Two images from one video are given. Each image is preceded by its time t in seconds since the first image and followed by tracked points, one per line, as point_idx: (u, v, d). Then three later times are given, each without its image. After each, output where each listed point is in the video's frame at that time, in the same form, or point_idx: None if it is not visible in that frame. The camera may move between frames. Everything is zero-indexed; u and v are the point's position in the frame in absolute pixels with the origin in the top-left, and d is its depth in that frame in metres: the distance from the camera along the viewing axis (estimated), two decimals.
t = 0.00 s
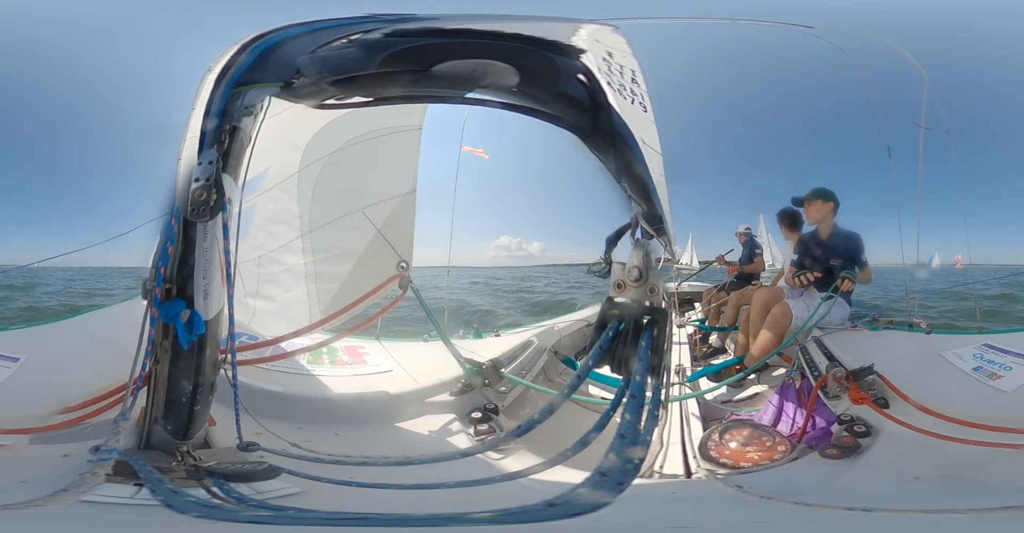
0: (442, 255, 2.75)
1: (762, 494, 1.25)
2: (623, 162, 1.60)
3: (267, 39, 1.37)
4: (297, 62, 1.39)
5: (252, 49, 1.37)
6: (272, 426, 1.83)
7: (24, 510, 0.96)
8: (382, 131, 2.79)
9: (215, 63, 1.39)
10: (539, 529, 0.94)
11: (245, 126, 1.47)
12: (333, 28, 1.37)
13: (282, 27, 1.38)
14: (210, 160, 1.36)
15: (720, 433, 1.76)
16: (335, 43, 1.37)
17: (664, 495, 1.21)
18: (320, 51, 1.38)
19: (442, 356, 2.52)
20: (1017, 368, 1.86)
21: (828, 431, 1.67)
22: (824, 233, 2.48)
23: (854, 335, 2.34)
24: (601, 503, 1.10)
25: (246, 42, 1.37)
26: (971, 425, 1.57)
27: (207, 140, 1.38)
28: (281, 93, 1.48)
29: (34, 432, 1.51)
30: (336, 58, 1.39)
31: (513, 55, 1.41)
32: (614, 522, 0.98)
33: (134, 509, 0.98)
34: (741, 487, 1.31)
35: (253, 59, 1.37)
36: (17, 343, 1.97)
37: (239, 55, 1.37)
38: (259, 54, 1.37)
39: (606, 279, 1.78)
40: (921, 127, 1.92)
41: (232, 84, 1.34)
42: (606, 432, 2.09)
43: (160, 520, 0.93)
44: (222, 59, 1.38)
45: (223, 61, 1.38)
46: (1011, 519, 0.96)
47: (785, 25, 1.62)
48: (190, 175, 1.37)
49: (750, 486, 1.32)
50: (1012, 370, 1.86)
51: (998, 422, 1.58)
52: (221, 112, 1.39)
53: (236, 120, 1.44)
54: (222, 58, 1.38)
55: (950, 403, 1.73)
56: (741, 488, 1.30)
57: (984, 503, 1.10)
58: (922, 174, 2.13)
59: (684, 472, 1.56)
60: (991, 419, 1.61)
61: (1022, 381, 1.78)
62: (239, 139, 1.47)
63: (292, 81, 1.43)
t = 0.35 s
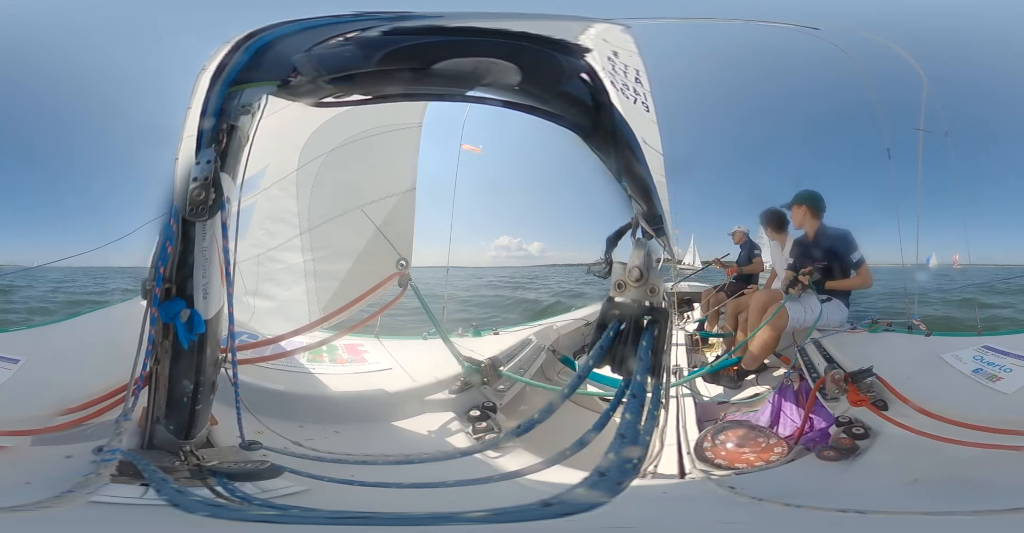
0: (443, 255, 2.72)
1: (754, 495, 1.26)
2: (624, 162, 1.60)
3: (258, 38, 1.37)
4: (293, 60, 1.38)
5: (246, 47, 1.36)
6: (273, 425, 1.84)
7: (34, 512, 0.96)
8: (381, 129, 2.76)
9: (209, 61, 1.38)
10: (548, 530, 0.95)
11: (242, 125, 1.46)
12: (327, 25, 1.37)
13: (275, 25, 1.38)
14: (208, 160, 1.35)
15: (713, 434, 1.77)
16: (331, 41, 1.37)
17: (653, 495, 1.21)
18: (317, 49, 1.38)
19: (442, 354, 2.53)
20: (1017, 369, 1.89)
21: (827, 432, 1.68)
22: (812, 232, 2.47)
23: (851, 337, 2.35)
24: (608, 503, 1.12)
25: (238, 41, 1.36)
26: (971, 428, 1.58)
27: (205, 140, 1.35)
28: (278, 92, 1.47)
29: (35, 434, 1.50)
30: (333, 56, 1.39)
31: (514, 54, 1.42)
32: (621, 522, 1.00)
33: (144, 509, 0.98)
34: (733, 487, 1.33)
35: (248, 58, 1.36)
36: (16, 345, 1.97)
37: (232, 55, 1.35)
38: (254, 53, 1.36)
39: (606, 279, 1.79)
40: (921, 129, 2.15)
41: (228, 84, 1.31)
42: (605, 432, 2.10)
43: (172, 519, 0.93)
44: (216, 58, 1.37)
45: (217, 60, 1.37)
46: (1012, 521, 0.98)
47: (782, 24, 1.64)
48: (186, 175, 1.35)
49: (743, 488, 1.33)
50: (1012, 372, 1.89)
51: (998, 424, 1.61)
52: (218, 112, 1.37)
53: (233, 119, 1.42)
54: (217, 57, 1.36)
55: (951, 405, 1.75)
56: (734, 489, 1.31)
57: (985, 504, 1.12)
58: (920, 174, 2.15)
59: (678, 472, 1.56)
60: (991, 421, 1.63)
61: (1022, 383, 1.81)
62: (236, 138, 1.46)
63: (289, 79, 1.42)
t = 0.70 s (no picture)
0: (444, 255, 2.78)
1: (754, 497, 1.26)
2: (625, 163, 1.61)
3: (263, 35, 1.36)
4: (297, 58, 1.38)
5: (249, 46, 1.36)
6: (273, 422, 1.84)
7: (43, 511, 0.96)
8: (381, 128, 2.76)
9: (210, 60, 1.40)
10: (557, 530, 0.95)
11: (244, 123, 1.43)
12: (332, 24, 1.34)
13: (280, 22, 1.36)
14: (210, 158, 1.36)
15: (715, 436, 1.76)
16: (337, 40, 1.36)
17: (650, 496, 1.21)
18: (322, 48, 1.37)
19: (443, 354, 2.53)
20: (1020, 369, 1.90)
21: (829, 435, 1.67)
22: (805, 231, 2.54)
23: (850, 338, 2.34)
24: (615, 503, 1.12)
25: (241, 39, 1.36)
26: (974, 428, 1.59)
27: (206, 138, 1.37)
28: (281, 90, 1.46)
29: (38, 434, 1.50)
30: (337, 55, 1.39)
31: (518, 55, 1.42)
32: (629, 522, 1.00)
33: (151, 507, 0.98)
34: (734, 489, 1.33)
35: (251, 56, 1.37)
36: (17, 345, 1.96)
37: (235, 53, 1.37)
38: (257, 51, 1.37)
39: (607, 280, 1.75)
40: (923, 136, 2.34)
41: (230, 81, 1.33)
42: (606, 432, 2.10)
43: (180, 518, 0.93)
44: (217, 57, 1.39)
45: (220, 58, 1.39)
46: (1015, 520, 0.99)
47: (786, 26, 1.65)
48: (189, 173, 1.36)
49: (743, 488, 1.33)
50: (1015, 372, 1.90)
51: (1002, 424, 1.61)
52: (220, 110, 1.38)
53: (236, 118, 1.41)
54: (218, 56, 1.38)
55: (955, 406, 1.75)
56: (734, 491, 1.31)
57: (990, 505, 1.13)
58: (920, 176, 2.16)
59: (678, 473, 1.57)
60: (995, 421, 1.63)
61: None
62: (239, 137, 1.43)
63: (293, 77, 1.42)
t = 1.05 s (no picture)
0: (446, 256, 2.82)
1: (757, 497, 1.25)
2: (629, 163, 1.60)
3: (263, 35, 1.34)
4: (298, 58, 1.38)
5: (249, 46, 1.34)
6: (277, 422, 1.84)
7: (49, 511, 0.96)
8: (385, 127, 2.75)
9: (212, 60, 1.38)
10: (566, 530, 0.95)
11: (247, 123, 1.43)
12: (339, 23, 1.32)
13: (281, 22, 1.35)
14: (213, 158, 1.35)
15: (716, 437, 1.76)
16: (338, 40, 1.36)
17: (652, 496, 1.21)
18: (323, 48, 1.37)
19: (446, 353, 2.54)
20: None
21: (833, 435, 1.70)
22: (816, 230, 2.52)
23: (854, 339, 2.32)
24: (629, 503, 1.12)
25: (242, 39, 1.34)
26: (980, 428, 1.59)
27: (208, 138, 1.36)
28: (284, 89, 1.46)
29: (43, 434, 1.50)
30: (339, 54, 1.38)
31: (521, 54, 1.41)
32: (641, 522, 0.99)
33: (157, 507, 0.98)
34: (735, 489, 1.32)
35: (252, 56, 1.35)
36: (21, 344, 1.96)
37: (236, 53, 1.35)
38: (258, 51, 1.35)
39: (611, 281, 1.75)
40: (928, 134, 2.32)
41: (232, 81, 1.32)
42: (609, 432, 2.11)
43: (187, 519, 0.93)
44: (218, 56, 1.37)
45: (222, 57, 1.36)
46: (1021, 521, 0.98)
47: (796, 27, 1.61)
48: (191, 173, 1.36)
49: (745, 489, 1.33)
50: (1019, 373, 1.90)
51: (1004, 424, 1.61)
52: (223, 109, 1.37)
53: (238, 117, 1.41)
54: (219, 55, 1.36)
55: (957, 406, 1.76)
56: (736, 492, 1.31)
57: (998, 505, 1.12)
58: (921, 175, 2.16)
59: (680, 472, 1.57)
60: (996, 421, 1.63)
61: None
62: (241, 136, 1.44)
63: (295, 76, 1.42)
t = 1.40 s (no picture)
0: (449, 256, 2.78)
1: (759, 495, 1.25)
2: (631, 162, 1.61)
3: (264, 37, 1.34)
4: (299, 60, 1.38)
5: (252, 48, 1.35)
6: (280, 424, 1.84)
7: (43, 511, 0.97)
8: (388, 128, 2.76)
9: (216, 62, 1.39)
10: (560, 529, 0.95)
11: (249, 125, 1.43)
12: (329, 25, 1.33)
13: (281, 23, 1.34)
14: (215, 160, 1.35)
15: (719, 434, 1.75)
16: (337, 42, 1.36)
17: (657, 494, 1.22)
18: (323, 49, 1.37)
19: (450, 353, 2.54)
20: None
21: (834, 434, 1.69)
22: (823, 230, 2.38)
23: (859, 340, 2.34)
24: (623, 502, 1.12)
25: (245, 41, 1.34)
26: (976, 428, 1.59)
27: (212, 141, 1.36)
28: (284, 92, 1.46)
29: (42, 435, 1.51)
30: (339, 56, 1.39)
31: (519, 53, 1.41)
32: (637, 521, 0.99)
33: (153, 509, 0.99)
34: (738, 487, 1.32)
35: (254, 59, 1.35)
36: (22, 345, 1.98)
37: (239, 55, 1.35)
38: (260, 53, 1.35)
39: (613, 280, 1.76)
40: (933, 133, 2.11)
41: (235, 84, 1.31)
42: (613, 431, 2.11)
43: (182, 520, 0.94)
44: (223, 58, 1.38)
45: (225, 59, 1.37)
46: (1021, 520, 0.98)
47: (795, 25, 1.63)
48: (194, 175, 1.36)
49: (747, 488, 1.32)
50: (1020, 373, 1.90)
51: (1005, 424, 1.61)
52: (225, 112, 1.36)
53: (241, 119, 1.41)
54: (223, 57, 1.37)
55: (957, 405, 1.75)
56: (739, 489, 1.30)
57: (995, 505, 1.12)
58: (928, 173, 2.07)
59: (684, 470, 1.57)
60: (998, 421, 1.63)
61: None
62: (244, 138, 1.43)
63: (296, 79, 1.42)
